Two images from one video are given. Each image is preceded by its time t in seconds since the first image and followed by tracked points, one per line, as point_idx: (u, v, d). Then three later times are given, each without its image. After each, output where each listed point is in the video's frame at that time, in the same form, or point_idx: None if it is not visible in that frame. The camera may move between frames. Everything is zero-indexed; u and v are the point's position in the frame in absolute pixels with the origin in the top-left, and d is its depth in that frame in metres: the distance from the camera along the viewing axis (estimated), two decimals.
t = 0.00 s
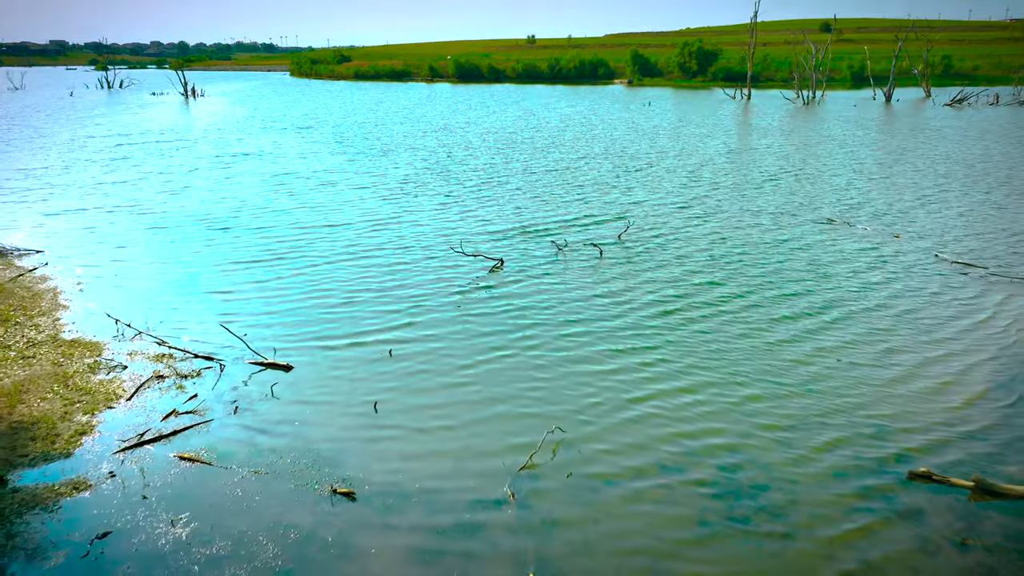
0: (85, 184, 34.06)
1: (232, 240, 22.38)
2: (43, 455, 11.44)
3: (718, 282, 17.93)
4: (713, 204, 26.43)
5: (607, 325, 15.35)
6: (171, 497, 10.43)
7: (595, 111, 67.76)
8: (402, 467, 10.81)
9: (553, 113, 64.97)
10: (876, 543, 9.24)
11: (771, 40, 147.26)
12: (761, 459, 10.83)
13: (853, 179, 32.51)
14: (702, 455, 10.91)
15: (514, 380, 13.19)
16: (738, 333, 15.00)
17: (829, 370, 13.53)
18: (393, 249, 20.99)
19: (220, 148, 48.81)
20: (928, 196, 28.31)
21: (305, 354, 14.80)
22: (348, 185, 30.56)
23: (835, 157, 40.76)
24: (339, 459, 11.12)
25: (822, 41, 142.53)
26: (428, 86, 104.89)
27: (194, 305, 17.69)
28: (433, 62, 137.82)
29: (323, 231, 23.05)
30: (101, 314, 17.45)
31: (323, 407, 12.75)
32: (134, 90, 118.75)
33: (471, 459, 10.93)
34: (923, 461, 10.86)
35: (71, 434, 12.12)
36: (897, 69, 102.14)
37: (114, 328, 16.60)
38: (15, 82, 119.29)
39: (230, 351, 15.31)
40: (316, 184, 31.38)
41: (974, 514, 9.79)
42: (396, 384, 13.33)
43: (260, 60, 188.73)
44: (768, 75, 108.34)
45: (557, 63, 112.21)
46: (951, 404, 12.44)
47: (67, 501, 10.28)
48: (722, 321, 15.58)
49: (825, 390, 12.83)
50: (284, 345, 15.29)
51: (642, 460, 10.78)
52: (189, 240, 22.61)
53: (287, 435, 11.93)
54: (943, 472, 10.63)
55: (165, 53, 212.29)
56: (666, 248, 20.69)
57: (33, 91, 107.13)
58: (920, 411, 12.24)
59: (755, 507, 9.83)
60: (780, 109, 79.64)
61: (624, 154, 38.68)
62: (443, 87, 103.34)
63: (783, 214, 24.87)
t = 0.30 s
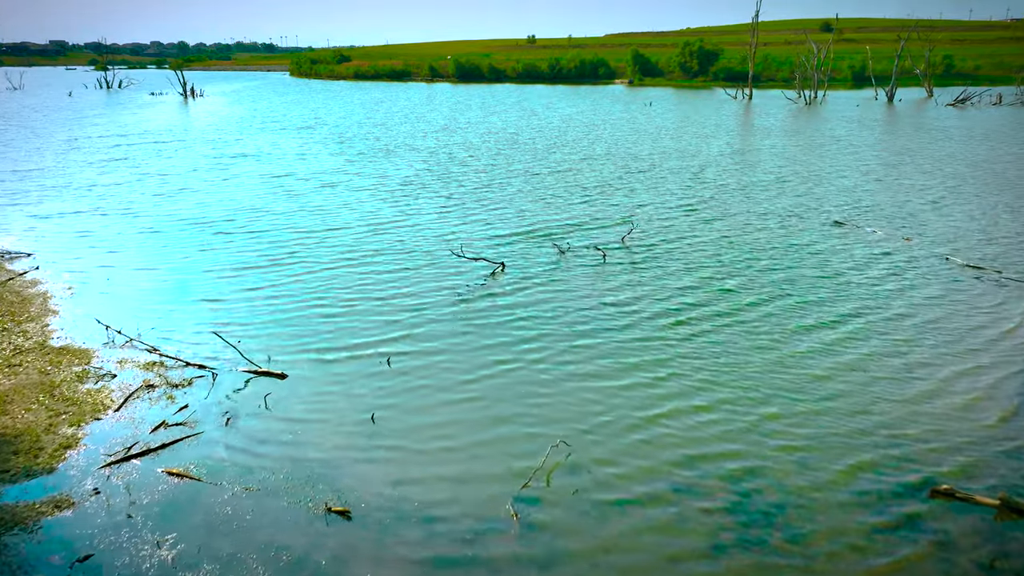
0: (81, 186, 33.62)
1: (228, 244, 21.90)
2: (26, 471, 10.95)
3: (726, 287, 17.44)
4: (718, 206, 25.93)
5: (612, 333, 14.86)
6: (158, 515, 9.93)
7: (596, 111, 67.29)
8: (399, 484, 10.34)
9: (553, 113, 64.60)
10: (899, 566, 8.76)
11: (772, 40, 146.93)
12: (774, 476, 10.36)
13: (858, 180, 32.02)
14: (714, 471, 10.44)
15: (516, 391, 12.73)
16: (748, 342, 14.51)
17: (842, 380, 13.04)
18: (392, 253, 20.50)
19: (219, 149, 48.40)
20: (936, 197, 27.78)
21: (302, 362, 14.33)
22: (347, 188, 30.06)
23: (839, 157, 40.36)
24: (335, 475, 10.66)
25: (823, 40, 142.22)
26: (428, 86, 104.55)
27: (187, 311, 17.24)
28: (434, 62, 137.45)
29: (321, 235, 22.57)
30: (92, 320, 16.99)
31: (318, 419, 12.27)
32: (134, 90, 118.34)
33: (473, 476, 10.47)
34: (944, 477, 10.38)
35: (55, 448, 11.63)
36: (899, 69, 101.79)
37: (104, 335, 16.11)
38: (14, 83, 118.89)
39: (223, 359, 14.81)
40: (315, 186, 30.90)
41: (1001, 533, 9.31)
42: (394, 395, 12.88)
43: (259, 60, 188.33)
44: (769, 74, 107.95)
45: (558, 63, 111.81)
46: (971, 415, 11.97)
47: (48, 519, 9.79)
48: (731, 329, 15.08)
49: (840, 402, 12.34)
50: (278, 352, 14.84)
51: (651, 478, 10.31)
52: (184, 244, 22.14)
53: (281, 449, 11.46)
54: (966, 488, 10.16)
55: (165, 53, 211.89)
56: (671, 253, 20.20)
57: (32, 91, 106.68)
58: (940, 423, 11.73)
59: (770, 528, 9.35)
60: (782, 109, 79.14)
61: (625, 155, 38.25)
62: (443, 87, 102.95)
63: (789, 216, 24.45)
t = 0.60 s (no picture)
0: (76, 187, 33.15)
1: (225, 247, 21.44)
2: (6, 487, 10.44)
3: (734, 292, 16.96)
4: (723, 208, 25.46)
5: (617, 341, 14.39)
6: (143, 535, 9.44)
7: (597, 111, 66.80)
8: (397, 501, 9.90)
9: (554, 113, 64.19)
10: None
11: (773, 40, 146.60)
12: (790, 493, 9.90)
13: (864, 181, 31.53)
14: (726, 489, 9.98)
15: (520, 401, 12.28)
16: (758, 351, 14.04)
17: (857, 391, 12.59)
18: (392, 257, 20.03)
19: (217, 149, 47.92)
20: (944, 199, 27.29)
21: (298, 370, 13.86)
22: (347, 189, 29.58)
23: (843, 157, 39.98)
24: (331, 491, 10.20)
25: (824, 40, 141.95)
26: (428, 86, 104.08)
27: (180, 316, 16.79)
28: (434, 62, 136.99)
29: (320, 238, 22.10)
30: (82, 324, 16.52)
31: (314, 430, 11.81)
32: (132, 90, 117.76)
33: (474, 493, 10.00)
34: (968, 495, 9.93)
35: (39, 462, 11.13)
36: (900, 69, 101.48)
37: (94, 341, 15.62)
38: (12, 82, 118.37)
39: (216, 367, 14.33)
40: (314, 187, 30.41)
41: None
42: (392, 405, 12.42)
43: (260, 60, 187.56)
44: (770, 74, 107.56)
45: (559, 63, 111.35)
46: (993, 428, 11.52)
47: (28, 540, 9.29)
48: (741, 337, 14.61)
49: (855, 414, 11.90)
50: (273, 360, 14.38)
51: (660, 495, 9.87)
52: (179, 247, 21.66)
53: (273, 463, 10.99)
54: (992, 507, 9.70)
55: (164, 53, 211.28)
56: (677, 256, 19.71)
57: (30, 91, 106.11)
58: (960, 436, 11.30)
59: (787, 548, 8.91)
60: (783, 109, 78.79)
61: (627, 156, 37.90)
62: (443, 87, 102.52)
63: (795, 218, 24.02)
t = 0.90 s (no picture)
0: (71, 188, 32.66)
1: (222, 250, 20.94)
2: None
3: (743, 298, 16.42)
4: (730, 210, 24.94)
5: (624, 348, 13.84)
6: (127, 557, 8.91)
7: (598, 112, 66.29)
8: (395, 519, 9.38)
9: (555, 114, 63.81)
10: None
11: (773, 40, 146.21)
12: (810, 510, 9.38)
13: (871, 182, 30.98)
14: (743, 505, 9.46)
15: (524, 410, 11.77)
16: (771, 358, 13.49)
17: (876, 400, 12.03)
18: (392, 261, 19.51)
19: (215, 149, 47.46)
20: (953, 200, 26.84)
21: (293, 380, 13.33)
22: (347, 191, 29.08)
23: (848, 158, 39.58)
24: (326, 507, 9.69)
25: (825, 40, 141.55)
26: (428, 86, 103.57)
27: (174, 321, 16.32)
28: (434, 62, 136.53)
29: (319, 241, 21.59)
30: (72, 329, 16.02)
31: (309, 442, 11.27)
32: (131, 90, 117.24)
33: (477, 510, 9.49)
34: (997, 510, 9.41)
35: (21, 477, 10.61)
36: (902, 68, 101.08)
37: (83, 348, 15.11)
38: (10, 83, 117.77)
39: (209, 376, 13.82)
40: (314, 189, 29.89)
41: None
42: (390, 416, 11.88)
43: (259, 61, 187.01)
44: (772, 74, 107.14)
45: (559, 63, 110.89)
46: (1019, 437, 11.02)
47: (6, 562, 8.77)
48: (753, 344, 14.05)
49: (875, 426, 11.34)
50: (268, 367, 13.91)
51: (673, 513, 9.31)
52: (174, 250, 21.15)
53: (266, 477, 10.47)
54: None
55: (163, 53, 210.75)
56: (684, 260, 19.17)
57: (28, 91, 105.61)
58: (987, 449, 10.73)
59: (809, 569, 8.38)
60: (786, 109, 78.38)
61: (629, 157, 37.48)
62: (443, 87, 102.10)
63: (802, 220, 23.58)
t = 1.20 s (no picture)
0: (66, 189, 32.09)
1: (219, 254, 20.38)
2: None
3: (755, 304, 15.86)
4: (737, 212, 24.40)
5: (633, 359, 13.30)
6: None
7: (599, 112, 65.73)
8: (394, 541, 8.82)
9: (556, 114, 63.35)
10: None
11: (774, 40, 145.79)
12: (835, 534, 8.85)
13: (879, 183, 30.43)
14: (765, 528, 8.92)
15: (530, 424, 11.23)
16: (786, 370, 12.94)
17: (898, 416, 11.49)
18: (393, 265, 18.96)
19: (213, 150, 46.94)
20: (963, 201, 26.38)
21: (289, 390, 12.78)
22: (347, 193, 28.53)
23: (853, 158, 39.13)
24: (322, 529, 9.13)
25: (826, 40, 141.16)
26: (428, 86, 103.01)
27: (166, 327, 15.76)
28: (434, 61, 136.01)
29: (318, 244, 21.06)
30: (61, 335, 15.45)
31: (304, 458, 10.70)
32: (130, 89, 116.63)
33: (482, 531, 8.93)
34: None
35: None
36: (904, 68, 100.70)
37: (71, 355, 14.55)
38: (8, 82, 117.12)
39: (201, 385, 13.28)
40: (314, 191, 29.34)
41: None
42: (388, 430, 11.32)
43: (259, 60, 186.48)
44: (773, 73, 106.71)
45: (560, 63, 110.40)
46: None
47: None
48: (766, 354, 13.50)
49: (898, 444, 10.80)
50: (263, 376, 13.38)
51: (689, 539, 8.74)
52: (169, 254, 20.59)
53: (258, 495, 9.91)
54: None
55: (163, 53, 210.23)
56: (691, 265, 18.61)
57: (26, 90, 105.02)
58: (1016, 468, 10.21)
59: None
60: (788, 109, 77.93)
61: (633, 158, 37.00)
62: (443, 87, 101.62)
63: (811, 222, 23.08)
